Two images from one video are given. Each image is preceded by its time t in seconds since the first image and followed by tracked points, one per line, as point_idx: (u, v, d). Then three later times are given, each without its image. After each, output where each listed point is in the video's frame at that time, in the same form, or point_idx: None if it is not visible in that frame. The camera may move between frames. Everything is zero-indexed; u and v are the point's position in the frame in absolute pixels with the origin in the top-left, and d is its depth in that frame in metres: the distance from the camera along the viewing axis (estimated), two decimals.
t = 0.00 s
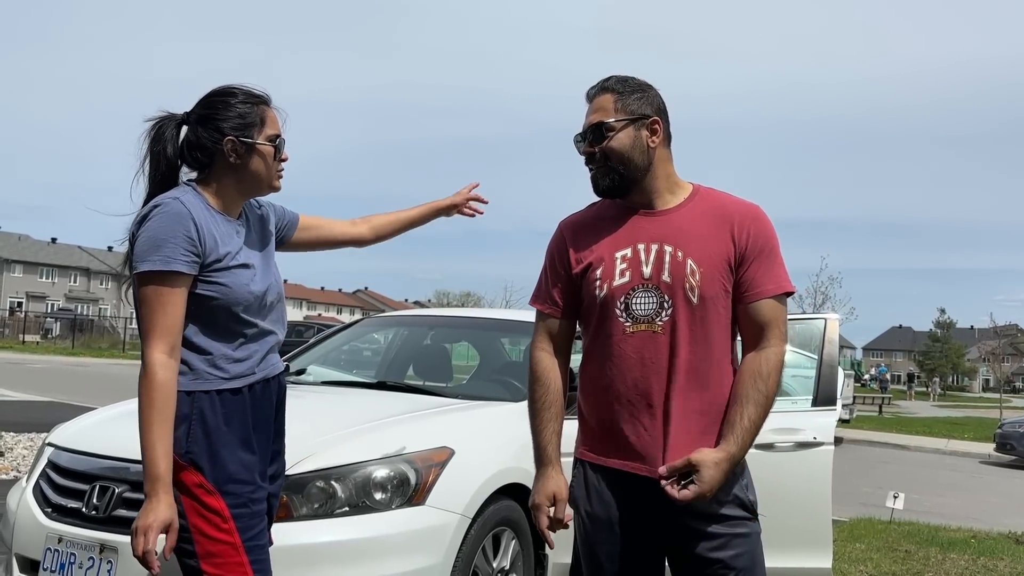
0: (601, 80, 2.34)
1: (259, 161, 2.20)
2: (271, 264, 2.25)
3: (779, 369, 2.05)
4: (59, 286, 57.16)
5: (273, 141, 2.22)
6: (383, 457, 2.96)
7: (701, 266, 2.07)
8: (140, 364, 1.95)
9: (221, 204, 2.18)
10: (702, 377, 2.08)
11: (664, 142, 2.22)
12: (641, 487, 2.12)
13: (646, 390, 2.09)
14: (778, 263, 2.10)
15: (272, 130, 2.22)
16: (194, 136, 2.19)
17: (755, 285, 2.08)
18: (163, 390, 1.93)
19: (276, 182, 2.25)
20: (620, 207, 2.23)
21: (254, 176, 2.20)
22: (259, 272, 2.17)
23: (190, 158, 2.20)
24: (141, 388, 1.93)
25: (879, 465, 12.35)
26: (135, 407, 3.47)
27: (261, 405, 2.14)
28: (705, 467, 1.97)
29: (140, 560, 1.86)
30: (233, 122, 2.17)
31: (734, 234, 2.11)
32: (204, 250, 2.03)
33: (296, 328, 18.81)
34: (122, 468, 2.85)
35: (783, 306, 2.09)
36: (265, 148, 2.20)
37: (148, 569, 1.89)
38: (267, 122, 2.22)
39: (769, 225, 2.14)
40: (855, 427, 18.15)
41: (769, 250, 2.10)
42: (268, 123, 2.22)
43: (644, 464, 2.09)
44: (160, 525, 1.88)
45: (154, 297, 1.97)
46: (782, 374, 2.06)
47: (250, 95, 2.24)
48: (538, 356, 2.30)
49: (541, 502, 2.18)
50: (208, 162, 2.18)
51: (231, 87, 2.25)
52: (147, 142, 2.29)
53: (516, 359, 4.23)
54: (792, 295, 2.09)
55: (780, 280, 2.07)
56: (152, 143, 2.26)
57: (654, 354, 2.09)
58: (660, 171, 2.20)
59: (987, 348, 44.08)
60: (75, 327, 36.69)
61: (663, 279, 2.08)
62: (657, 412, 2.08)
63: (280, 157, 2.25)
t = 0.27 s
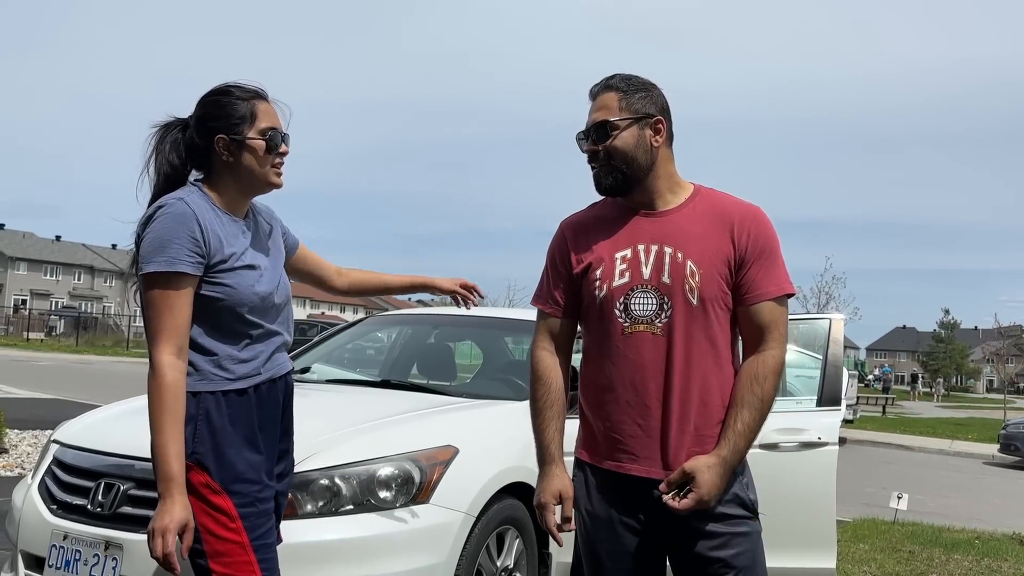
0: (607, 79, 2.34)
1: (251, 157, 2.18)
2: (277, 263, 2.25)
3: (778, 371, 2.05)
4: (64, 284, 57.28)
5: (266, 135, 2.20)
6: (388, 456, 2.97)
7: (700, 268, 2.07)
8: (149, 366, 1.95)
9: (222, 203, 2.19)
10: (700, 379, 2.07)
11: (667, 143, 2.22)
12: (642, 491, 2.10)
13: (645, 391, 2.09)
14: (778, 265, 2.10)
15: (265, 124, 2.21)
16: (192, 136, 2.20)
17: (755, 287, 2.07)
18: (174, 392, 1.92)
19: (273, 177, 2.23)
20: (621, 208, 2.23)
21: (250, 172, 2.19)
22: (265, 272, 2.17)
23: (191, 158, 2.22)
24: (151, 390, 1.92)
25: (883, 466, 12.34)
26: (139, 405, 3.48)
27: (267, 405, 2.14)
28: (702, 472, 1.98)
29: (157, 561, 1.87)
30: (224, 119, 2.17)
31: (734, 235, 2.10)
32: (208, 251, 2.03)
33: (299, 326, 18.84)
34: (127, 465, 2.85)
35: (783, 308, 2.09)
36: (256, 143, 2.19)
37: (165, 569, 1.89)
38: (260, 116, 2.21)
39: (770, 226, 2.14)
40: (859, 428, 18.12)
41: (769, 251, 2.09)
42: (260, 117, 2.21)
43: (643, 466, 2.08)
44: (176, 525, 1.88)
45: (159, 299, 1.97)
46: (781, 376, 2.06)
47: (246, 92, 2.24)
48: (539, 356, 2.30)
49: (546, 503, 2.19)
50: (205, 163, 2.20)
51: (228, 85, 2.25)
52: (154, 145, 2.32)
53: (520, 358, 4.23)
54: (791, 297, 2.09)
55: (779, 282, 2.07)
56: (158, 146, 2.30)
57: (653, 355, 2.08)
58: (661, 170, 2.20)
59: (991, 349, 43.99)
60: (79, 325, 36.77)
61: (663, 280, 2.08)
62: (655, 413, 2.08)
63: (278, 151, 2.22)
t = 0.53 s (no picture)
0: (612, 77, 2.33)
1: (257, 150, 2.19)
2: (290, 261, 2.25)
3: (786, 374, 2.07)
4: (68, 282, 57.40)
5: (273, 128, 2.20)
6: (392, 454, 2.97)
7: (704, 267, 2.07)
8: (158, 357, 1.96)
9: (236, 201, 2.19)
10: (703, 379, 2.08)
11: (673, 143, 2.23)
12: (645, 489, 2.11)
13: (648, 391, 2.09)
14: (780, 266, 2.11)
15: (272, 117, 2.21)
16: (204, 135, 2.22)
17: (758, 288, 2.08)
18: (183, 383, 1.94)
19: (283, 172, 2.23)
20: (624, 207, 2.23)
21: (260, 167, 2.19)
22: (276, 268, 2.16)
23: (204, 157, 2.24)
24: (160, 382, 1.93)
25: (886, 466, 12.31)
26: (143, 403, 3.49)
27: (272, 403, 2.13)
28: (755, 495, 2.00)
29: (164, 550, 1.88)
30: (231, 115, 2.18)
31: (737, 235, 2.10)
32: (217, 245, 2.04)
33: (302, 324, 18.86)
34: (131, 463, 2.85)
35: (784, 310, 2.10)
36: (262, 136, 2.19)
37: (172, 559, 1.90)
38: (267, 110, 2.22)
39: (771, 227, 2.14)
40: (862, 428, 18.10)
41: (771, 253, 2.11)
42: (267, 111, 2.21)
43: (646, 465, 2.08)
44: (186, 515, 1.89)
45: (168, 292, 1.98)
46: (789, 377, 2.08)
47: (254, 88, 2.26)
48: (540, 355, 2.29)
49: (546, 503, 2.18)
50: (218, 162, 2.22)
51: (238, 83, 2.27)
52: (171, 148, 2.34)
53: (523, 357, 4.23)
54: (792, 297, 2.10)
55: (781, 283, 2.08)
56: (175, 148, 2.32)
57: (657, 355, 2.08)
58: (666, 168, 2.20)
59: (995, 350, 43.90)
60: (83, 323, 36.85)
61: (667, 279, 2.08)
62: (659, 413, 2.08)
63: (286, 144, 2.22)
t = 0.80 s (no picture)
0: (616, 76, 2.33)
1: (279, 151, 2.19)
2: (304, 263, 2.24)
3: (803, 372, 2.09)
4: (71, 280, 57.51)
5: (295, 129, 2.21)
6: (396, 453, 2.97)
7: (710, 267, 2.07)
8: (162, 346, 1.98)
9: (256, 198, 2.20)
10: (708, 377, 2.08)
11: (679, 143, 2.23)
12: (647, 487, 2.11)
13: (653, 389, 2.08)
14: (785, 266, 2.11)
15: (296, 119, 2.22)
16: (229, 134, 2.24)
17: (763, 288, 2.09)
18: (184, 372, 1.96)
19: (304, 172, 2.22)
20: (626, 207, 2.22)
21: (281, 166, 2.19)
22: (288, 269, 2.16)
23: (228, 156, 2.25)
24: (161, 369, 1.96)
25: (889, 466, 12.29)
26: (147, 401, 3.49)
27: (269, 401, 2.11)
28: (791, 501, 2.03)
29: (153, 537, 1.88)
30: (256, 115, 2.20)
31: (742, 235, 2.10)
32: (228, 239, 2.05)
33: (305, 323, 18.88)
34: (135, 461, 2.86)
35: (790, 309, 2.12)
36: (285, 137, 2.20)
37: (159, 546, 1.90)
38: (291, 111, 2.22)
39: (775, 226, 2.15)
40: (865, 428, 18.08)
41: (776, 253, 2.11)
42: (291, 112, 2.22)
43: (649, 464, 2.08)
44: (175, 503, 1.89)
45: (178, 282, 1.99)
46: (804, 376, 2.10)
47: (281, 89, 2.27)
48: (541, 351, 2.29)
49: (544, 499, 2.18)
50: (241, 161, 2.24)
51: (265, 83, 2.28)
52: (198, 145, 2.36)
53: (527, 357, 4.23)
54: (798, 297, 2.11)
55: (785, 283, 2.09)
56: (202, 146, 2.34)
57: (662, 353, 2.08)
58: (669, 167, 2.19)
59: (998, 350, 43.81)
60: (86, 321, 36.91)
61: (671, 278, 2.07)
62: (664, 412, 2.08)
63: (309, 145, 2.22)
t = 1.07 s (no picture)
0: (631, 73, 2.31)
1: (296, 159, 2.18)
2: (320, 268, 2.24)
3: (792, 373, 2.10)
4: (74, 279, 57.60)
5: (314, 140, 2.20)
6: (398, 453, 2.97)
7: (715, 265, 2.06)
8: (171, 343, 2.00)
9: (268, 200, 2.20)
10: (714, 376, 2.08)
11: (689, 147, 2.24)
12: (654, 487, 2.10)
13: (660, 387, 2.08)
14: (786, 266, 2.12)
15: (318, 131, 2.21)
16: (258, 132, 2.26)
17: (766, 287, 2.09)
18: (191, 370, 1.98)
19: (317, 185, 2.21)
20: (632, 206, 2.20)
21: (293, 174, 2.18)
22: (300, 270, 2.15)
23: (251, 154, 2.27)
24: (169, 365, 1.98)
25: (892, 467, 12.27)
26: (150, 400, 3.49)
27: (274, 402, 2.10)
28: (768, 497, 2.04)
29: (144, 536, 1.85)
30: (281, 119, 2.20)
31: (745, 234, 2.10)
32: (240, 237, 2.05)
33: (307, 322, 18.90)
34: (138, 460, 2.86)
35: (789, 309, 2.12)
36: (302, 147, 2.18)
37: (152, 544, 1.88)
38: (316, 122, 2.21)
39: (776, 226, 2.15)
40: (868, 428, 18.04)
41: (777, 253, 2.11)
42: (315, 123, 2.21)
43: (655, 463, 2.08)
44: (169, 501, 1.88)
45: (188, 280, 2.00)
46: (796, 377, 2.10)
47: (314, 97, 2.26)
48: (544, 351, 2.28)
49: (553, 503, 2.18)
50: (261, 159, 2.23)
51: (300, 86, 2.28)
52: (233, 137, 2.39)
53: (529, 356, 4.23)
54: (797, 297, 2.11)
55: (785, 283, 2.10)
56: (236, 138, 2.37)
57: (667, 351, 2.08)
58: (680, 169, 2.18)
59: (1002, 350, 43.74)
60: (89, 320, 36.97)
61: (677, 275, 2.07)
62: (669, 410, 2.08)
63: (325, 159, 2.20)
